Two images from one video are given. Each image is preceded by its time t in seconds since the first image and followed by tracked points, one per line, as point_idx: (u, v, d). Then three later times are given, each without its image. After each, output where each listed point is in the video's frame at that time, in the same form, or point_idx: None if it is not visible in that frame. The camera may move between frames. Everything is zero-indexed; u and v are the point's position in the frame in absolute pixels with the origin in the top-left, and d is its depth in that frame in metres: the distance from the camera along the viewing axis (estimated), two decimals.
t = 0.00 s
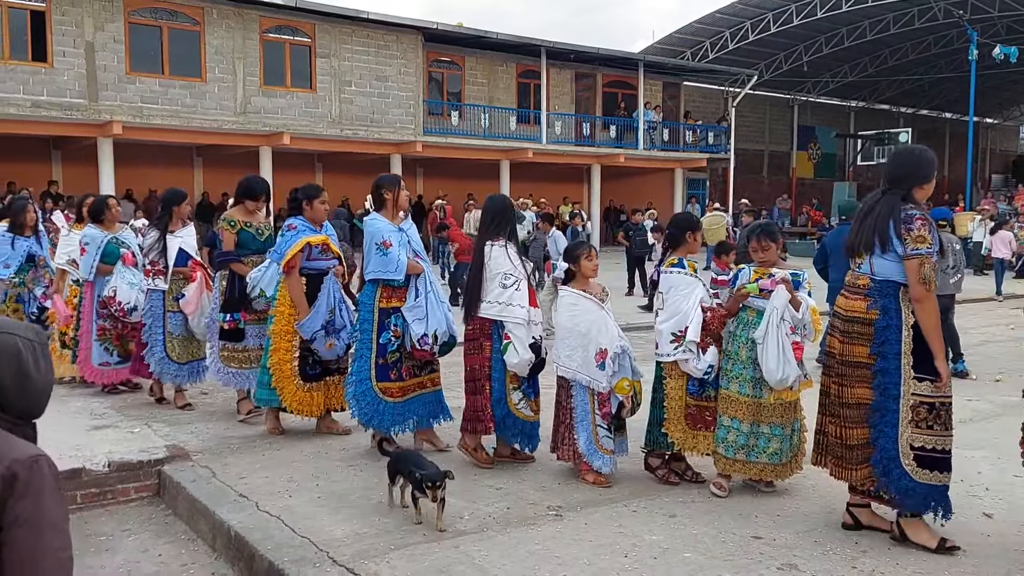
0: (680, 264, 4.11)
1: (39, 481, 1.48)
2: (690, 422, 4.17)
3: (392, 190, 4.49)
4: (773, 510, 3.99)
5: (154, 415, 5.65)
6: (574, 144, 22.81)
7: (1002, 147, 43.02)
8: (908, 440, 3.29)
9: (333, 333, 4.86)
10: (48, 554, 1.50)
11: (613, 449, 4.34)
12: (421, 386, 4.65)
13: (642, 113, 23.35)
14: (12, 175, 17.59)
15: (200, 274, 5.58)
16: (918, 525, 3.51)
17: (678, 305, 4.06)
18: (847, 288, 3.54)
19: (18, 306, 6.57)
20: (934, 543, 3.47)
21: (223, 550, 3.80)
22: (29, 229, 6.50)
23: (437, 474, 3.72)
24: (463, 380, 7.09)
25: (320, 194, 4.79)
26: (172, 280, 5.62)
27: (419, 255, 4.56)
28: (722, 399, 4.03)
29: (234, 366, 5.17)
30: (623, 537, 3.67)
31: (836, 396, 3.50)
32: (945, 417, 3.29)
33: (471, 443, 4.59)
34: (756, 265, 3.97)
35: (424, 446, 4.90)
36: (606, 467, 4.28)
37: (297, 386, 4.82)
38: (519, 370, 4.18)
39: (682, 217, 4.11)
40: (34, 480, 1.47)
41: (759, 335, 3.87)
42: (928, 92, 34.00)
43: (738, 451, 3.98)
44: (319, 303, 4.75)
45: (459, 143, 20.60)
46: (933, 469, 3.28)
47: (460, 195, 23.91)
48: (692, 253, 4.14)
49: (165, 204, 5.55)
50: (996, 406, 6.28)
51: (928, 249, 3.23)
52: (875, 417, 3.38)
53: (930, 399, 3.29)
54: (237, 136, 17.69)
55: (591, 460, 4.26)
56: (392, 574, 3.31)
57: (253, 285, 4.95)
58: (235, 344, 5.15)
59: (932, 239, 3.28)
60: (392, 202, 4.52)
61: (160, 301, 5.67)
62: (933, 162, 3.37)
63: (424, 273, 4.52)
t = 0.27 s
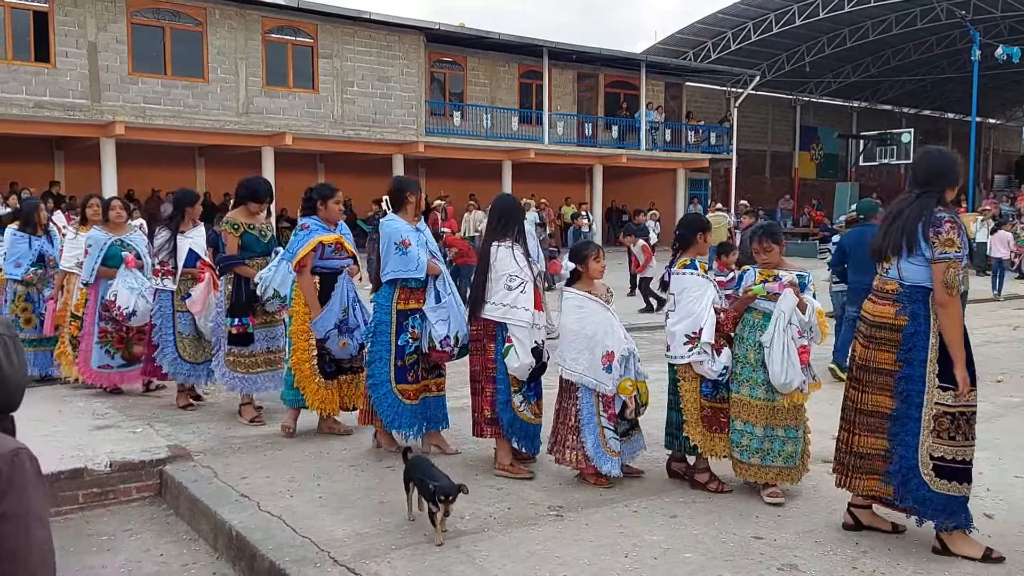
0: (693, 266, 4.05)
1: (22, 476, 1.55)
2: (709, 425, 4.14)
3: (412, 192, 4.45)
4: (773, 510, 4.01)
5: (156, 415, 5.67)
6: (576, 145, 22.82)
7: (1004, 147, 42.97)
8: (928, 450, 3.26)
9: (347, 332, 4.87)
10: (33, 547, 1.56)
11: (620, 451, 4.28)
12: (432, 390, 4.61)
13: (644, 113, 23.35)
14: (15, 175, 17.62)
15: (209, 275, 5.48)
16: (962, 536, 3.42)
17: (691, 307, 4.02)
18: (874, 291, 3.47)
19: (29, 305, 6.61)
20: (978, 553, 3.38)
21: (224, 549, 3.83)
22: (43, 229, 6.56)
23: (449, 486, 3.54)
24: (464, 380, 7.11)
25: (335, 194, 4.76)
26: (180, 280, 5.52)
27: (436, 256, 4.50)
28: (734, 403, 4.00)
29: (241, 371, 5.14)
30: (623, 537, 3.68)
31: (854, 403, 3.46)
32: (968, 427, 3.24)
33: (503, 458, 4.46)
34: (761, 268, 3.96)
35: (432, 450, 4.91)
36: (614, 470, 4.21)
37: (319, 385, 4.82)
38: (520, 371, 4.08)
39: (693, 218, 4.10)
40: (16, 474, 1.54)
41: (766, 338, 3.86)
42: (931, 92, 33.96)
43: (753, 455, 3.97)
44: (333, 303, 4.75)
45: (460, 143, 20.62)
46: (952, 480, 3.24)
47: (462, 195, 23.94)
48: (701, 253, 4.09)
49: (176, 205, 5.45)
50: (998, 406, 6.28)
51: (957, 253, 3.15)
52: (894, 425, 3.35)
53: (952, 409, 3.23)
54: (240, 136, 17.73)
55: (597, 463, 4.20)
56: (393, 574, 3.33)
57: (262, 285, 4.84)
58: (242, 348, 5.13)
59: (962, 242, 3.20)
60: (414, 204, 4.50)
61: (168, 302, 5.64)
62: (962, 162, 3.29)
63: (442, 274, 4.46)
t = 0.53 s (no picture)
0: (704, 267, 4.02)
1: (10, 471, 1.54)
2: (715, 427, 4.08)
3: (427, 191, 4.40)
4: (774, 510, 4.01)
5: (158, 414, 5.68)
6: (578, 145, 22.82)
7: (1007, 147, 42.90)
8: (960, 453, 3.22)
9: (357, 331, 4.83)
10: (21, 543, 1.55)
11: (629, 453, 4.26)
12: (449, 388, 4.56)
13: (646, 113, 23.34)
14: (16, 175, 17.62)
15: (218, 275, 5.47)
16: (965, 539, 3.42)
17: (703, 307, 3.98)
18: (902, 292, 3.44)
19: (36, 306, 6.52)
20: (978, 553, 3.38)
21: (226, 547, 3.83)
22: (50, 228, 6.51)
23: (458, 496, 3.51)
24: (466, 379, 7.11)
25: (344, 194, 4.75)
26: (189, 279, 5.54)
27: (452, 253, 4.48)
28: (742, 406, 4.01)
29: (245, 373, 5.15)
30: (624, 536, 3.69)
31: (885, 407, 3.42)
32: (999, 428, 3.22)
33: (506, 459, 4.45)
34: (767, 268, 3.97)
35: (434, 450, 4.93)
36: (622, 471, 4.21)
37: (328, 385, 4.79)
38: (522, 374, 4.05)
39: (701, 216, 4.07)
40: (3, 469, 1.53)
41: (775, 342, 3.87)
42: (932, 92, 33.95)
43: (765, 459, 3.97)
44: (343, 303, 4.70)
45: (462, 143, 20.63)
46: (982, 481, 3.21)
47: (464, 195, 23.94)
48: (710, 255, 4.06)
49: (190, 206, 5.51)
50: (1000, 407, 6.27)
51: (988, 251, 3.13)
52: (925, 429, 3.30)
53: (985, 410, 3.21)
54: (242, 136, 17.75)
55: (604, 464, 4.19)
56: (394, 572, 3.34)
57: (269, 280, 4.72)
58: (247, 348, 5.13)
59: (992, 240, 3.17)
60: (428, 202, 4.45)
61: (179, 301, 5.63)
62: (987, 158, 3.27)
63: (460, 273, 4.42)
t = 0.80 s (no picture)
0: (714, 269, 3.99)
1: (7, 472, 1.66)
2: (714, 430, 4.06)
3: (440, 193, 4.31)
4: (777, 510, 4.01)
5: (162, 414, 5.69)
6: (580, 145, 22.82)
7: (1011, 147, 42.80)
8: (1012, 460, 3.14)
9: (368, 335, 4.80)
10: (21, 541, 1.64)
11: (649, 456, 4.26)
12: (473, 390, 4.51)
13: (649, 114, 23.34)
14: (21, 175, 17.66)
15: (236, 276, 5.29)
16: (966, 540, 3.41)
17: (710, 310, 3.96)
18: (926, 299, 3.38)
19: (41, 309, 6.51)
20: (981, 556, 3.37)
21: (229, 548, 3.85)
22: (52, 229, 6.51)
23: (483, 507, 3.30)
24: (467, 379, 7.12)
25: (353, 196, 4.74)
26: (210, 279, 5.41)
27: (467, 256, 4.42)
28: (753, 409, 3.94)
29: (255, 374, 5.13)
30: (628, 537, 3.69)
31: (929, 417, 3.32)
32: None
33: (508, 460, 4.44)
34: (781, 268, 3.94)
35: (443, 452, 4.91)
36: (641, 475, 4.19)
37: (335, 389, 4.75)
38: (518, 378, 4.01)
39: (719, 218, 4.03)
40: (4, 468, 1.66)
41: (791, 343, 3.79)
42: (936, 92, 33.90)
43: (779, 463, 3.88)
44: (353, 307, 4.67)
45: (465, 143, 20.65)
46: None
47: (468, 196, 23.95)
48: (724, 256, 4.02)
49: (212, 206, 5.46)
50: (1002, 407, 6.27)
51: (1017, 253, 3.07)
52: (976, 439, 3.20)
53: None
54: (246, 136, 17.78)
55: (624, 466, 4.18)
56: (398, 572, 3.34)
57: (278, 278, 4.77)
58: (257, 350, 5.12)
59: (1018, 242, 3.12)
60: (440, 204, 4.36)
61: (198, 301, 5.55)
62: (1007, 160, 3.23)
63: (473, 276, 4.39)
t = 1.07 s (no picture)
0: (727, 270, 3.91)
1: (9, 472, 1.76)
2: (724, 431, 3.98)
3: (446, 193, 4.26)
4: (778, 510, 4.01)
5: (163, 414, 5.69)
6: (583, 145, 22.81)
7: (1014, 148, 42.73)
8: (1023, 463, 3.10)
9: (374, 339, 4.76)
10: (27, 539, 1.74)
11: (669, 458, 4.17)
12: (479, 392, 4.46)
13: (651, 114, 23.33)
14: (23, 175, 17.69)
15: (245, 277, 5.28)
16: (966, 541, 3.41)
17: (721, 312, 3.89)
18: (946, 300, 3.35)
19: (41, 309, 6.48)
20: (983, 556, 3.36)
21: (230, 547, 3.85)
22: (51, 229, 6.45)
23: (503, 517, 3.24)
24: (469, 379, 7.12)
25: (358, 195, 4.68)
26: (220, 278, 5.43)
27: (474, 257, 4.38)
28: (769, 410, 3.89)
29: (263, 375, 5.12)
30: (629, 537, 3.69)
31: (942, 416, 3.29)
32: None
33: (508, 461, 4.44)
34: (805, 269, 3.90)
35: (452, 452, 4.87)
36: (661, 475, 4.10)
37: (340, 393, 4.72)
38: (520, 381, 4.01)
39: (729, 218, 3.98)
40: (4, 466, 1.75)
41: (811, 346, 3.75)
42: (939, 92, 33.85)
43: (800, 466, 3.80)
44: (359, 309, 4.64)
45: (467, 143, 20.66)
46: None
47: (470, 196, 23.96)
48: (736, 256, 3.95)
49: (222, 206, 5.46)
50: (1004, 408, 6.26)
51: None
52: (986, 440, 3.16)
53: None
54: (247, 136, 17.78)
55: (643, 468, 4.08)
56: (398, 572, 3.34)
57: (281, 282, 4.76)
58: (264, 352, 5.11)
59: None
60: (448, 203, 4.29)
61: (207, 300, 5.61)
62: None
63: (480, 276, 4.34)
